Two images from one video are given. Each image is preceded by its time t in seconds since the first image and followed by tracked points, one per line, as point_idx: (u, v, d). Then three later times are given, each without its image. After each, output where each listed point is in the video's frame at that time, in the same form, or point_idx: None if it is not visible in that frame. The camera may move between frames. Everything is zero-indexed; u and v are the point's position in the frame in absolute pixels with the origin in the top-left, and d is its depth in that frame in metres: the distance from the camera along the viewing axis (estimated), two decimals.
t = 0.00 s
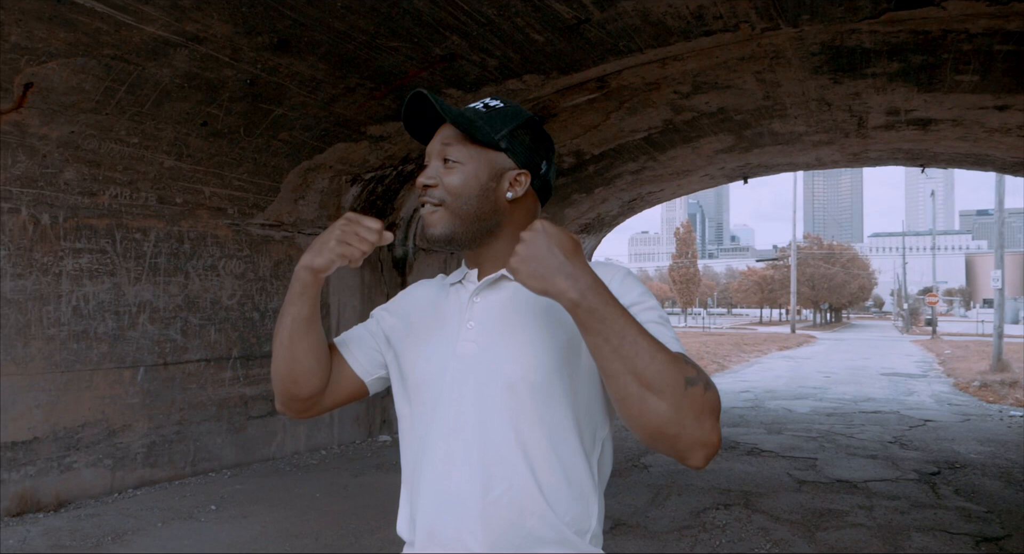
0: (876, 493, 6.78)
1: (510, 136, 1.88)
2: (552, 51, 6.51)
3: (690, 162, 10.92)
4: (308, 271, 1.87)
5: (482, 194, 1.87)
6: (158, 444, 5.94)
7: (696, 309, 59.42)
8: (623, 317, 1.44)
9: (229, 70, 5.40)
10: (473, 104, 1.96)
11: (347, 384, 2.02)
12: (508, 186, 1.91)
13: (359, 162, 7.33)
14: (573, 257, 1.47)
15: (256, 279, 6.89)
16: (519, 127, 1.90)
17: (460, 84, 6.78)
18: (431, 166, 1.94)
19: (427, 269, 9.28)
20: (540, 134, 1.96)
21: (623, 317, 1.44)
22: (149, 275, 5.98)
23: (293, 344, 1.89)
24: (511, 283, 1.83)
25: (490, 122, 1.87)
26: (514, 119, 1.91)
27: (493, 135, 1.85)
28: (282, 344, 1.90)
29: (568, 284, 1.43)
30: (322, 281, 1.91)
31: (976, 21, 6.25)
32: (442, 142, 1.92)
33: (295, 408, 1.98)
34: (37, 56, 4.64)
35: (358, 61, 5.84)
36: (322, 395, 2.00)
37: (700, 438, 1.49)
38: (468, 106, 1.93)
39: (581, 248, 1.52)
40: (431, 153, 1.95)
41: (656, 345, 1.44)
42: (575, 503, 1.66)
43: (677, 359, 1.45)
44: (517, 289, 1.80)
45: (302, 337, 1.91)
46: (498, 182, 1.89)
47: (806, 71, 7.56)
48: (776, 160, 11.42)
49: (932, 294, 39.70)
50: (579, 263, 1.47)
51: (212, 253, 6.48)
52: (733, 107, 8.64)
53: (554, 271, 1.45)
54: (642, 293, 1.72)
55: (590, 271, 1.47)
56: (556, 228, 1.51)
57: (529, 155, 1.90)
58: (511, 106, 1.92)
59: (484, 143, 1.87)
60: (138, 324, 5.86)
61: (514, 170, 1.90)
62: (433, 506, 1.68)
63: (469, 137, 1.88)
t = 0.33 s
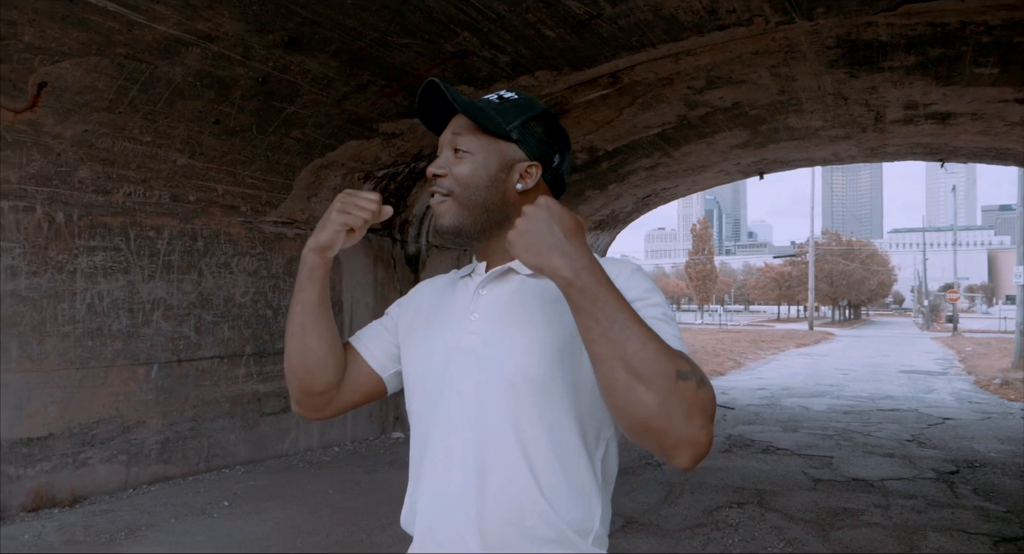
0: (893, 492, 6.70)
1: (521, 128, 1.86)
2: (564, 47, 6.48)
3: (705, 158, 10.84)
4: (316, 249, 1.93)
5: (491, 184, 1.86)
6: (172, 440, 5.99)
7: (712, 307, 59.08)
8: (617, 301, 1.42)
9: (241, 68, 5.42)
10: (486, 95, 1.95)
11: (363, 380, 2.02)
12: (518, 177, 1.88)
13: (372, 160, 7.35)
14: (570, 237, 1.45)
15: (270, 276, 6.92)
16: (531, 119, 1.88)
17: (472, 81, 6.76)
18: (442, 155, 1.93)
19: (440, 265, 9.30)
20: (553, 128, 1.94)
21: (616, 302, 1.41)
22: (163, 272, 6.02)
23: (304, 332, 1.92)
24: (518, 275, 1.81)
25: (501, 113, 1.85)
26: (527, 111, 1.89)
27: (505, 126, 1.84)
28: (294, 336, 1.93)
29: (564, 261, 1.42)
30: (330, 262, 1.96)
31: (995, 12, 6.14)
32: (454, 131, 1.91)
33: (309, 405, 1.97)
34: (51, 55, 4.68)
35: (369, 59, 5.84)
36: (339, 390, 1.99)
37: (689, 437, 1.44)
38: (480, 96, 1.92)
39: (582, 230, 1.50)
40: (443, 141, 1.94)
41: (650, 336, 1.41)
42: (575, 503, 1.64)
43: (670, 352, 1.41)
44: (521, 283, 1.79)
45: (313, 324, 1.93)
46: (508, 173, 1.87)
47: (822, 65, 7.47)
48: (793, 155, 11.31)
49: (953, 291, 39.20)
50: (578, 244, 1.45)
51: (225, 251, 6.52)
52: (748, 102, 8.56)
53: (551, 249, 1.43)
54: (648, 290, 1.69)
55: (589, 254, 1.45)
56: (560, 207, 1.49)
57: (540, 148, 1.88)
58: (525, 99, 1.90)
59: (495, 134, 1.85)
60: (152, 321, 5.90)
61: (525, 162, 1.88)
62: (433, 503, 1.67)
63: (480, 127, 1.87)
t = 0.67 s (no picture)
0: (909, 491, 6.62)
1: (532, 123, 1.83)
2: (575, 43, 6.44)
3: (719, 153, 10.75)
4: (323, 247, 1.95)
5: (500, 180, 1.84)
6: (185, 436, 6.04)
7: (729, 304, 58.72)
8: (605, 298, 1.38)
9: (252, 67, 5.44)
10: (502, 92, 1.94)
11: (381, 385, 2.00)
12: (528, 173, 1.85)
13: (384, 157, 7.36)
14: (561, 230, 1.43)
15: (283, 274, 6.95)
16: (543, 115, 1.85)
17: (483, 77, 6.75)
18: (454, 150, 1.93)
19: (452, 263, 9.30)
20: (568, 126, 1.90)
21: (602, 298, 1.37)
22: (175, 270, 6.06)
23: (318, 335, 1.92)
24: (524, 275, 1.80)
25: (512, 108, 1.83)
26: (540, 107, 1.86)
27: (515, 121, 1.81)
28: (308, 339, 1.92)
29: (551, 253, 1.40)
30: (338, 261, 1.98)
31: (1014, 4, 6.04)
32: (466, 126, 1.91)
33: (329, 413, 1.95)
34: (64, 54, 4.71)
35: (380, 56, 5.84)
36: (358, 395, 1.97)
37: (671, 448, 1.36)
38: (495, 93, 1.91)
39: (578, 224, 1.48)
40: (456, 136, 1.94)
41: (634, 338, 1.35)
42: (575, 508, 1.60)
43: (655, 355, 1.35)
44: (526, 284, 1.77)
45: (328, 327, 1.93)
46: (517, 169, 1.84)
47: (837, 60, 7.38)
48: (809, 150, 11.20)
49: (974, 288, 38.69)
50: (570, 238, 1.43)
51: (238, 248, 6.55)
52: (762, 97, 8.48)
53: (540, 240, 1.42)
54: (651, 293, 1.63)
55: (581, 249, 1.43)
56: (556, 200, 1.48)
57: (552, 144, 1.85)
58: (540, 96, 1.88)
59: (506, 129, 1.83)
60: (165, 318, 5.94)
61: (536, 158, 1.85)
62: (432, 504, 1.65)
63: (491, 122, 1.85)
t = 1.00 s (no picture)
0: (925, 491, 6.54)
1: (543, 123, 1.82)
2: (586, 40, 6.42)
3: (733, 150, 10.67)
4: (329, 259, 1.94)
5: (507, 178, 1.81)
6: (198, 434, 6.08)
7: (745, 301, 58.33)
8: (585, 312, 1.34)
9: (263, 67, 5.47)
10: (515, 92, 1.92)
11: (395, 396, 1.98)
12: (536, 173, 1.83)
13: (395, 156, 7.37)
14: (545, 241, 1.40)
15: (295, 272, 6.98)
16: (554, 115, 1.84)
17: (494, 75, 6.73)
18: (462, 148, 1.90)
19: (464, 261, 9.30)
20: (579, 128, 1.89)
21: (583, 312, 1.34)
22: (188, 269, 6.10)
23: (327, 346, 1.89)
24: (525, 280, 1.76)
25: (524, 107, 1.82)
26: (551, 108, 1.85)
27: (526, 120, 1.80)
28: (317, 352, 1.90)
29: (533, 265, 1.38)
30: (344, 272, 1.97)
31: None
32: (476, 126, 1.89)
33: (344, 428, 1.92)
34: (76, 55, 4.75)
35: (391, 55, 5.85)
36: (372, 408, 1.94)
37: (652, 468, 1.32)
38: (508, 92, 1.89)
39: (565, 232, 1.44)
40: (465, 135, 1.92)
41: (615, 354, 1.31)
42: (572, 520, 1.53)
43: (637, 374, 1.30)
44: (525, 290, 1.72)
45: (338, 340, 1.91)
46: (525, 168, 1.82)
47: (852, 55, 7.30)
48: (824, 147, 11.09)
49: (996, 285, 38.16)
50: (553, 248, 1.40)
51: (250, 247, 6.58)
52: (776, 93, 8.40)
53: (521, 252, 1.40)
54: (653, 300, 1.52)
55: (564, 261, 1.39)
56: (542, 208, 1.44)
57: (562, 146, 1.84)
58: (554, 98, 1.88)
59: (516, 127, 1.81)
60: (178, 317, 5.98)
61: (545, 158, 1.82)
62: (427, 509, 1.60)
63: (502, 120, 1.83)
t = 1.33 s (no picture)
0: (941, 492, 6.47)
1: (553, 124, 1.78)
2: (596, 38, 6.38)
3: (747, 148, 10.59)
4: (332, 281, 1.93)
5: (512, 179, 1.77)
6: (209, 432, 6.12)
7: (761, 299, 57.94)
8: (566, 338, 1.31)
9: (273, 66, 5.48)
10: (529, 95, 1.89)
11: (403, 407, 1.97)
12: (543, 175, 1.79)
13: (405, 154, 7.38)
14: (524, 265, 1.36)
15: (306, 271, 7.00)
16: (565, 116, 1.80)
17: (504, 73, 6.72)
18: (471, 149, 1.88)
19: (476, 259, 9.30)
20: (590, 133, 1.84)
21: (564, 338, 1.31)
22: (199, 268, 6.13)
23: (334, 362, 1.89)
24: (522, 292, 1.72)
25: (534, 107, 1.78)
26: (563, 111, 1.80)
27: (535, 120, 1.76)
28: (324, 368, 1.90)
29: (510, 290, 1.35)
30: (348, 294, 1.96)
31: None
32: (485, 126, 1.86)
33: (353, 440, 1.93)
34: (87, 56, 4.79)
35: (400, 54, 5.84)
36: (381, 422, 1.94)
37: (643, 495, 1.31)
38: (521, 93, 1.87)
39: (546, 254, 1.41)
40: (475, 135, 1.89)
41: (598, 382, 1.28)
42: (570, 538, 1.48)
43: (622, 400, 1.27)
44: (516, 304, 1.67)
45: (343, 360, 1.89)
46: (532, 170, 1.77)
47: (866, 51, 7.21)
48: (840, 143, 10.98)
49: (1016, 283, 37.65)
50: (533, 272, 1.36)
51: (261, 247, 6.61)
52: (790, 90, 8.33)
53: (499, 277, 1.36)
54: (653, 313, 1.48)
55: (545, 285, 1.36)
56: (521, 230, 1.40)
57: (571, 148, 1.79)
58: (567, 99, 1.83)
59: (524, 127, 1.78)
60: (190, 315, 6.02)
61: (552, 160, 1.78)
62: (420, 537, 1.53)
63: (511, 120, 1.80)
